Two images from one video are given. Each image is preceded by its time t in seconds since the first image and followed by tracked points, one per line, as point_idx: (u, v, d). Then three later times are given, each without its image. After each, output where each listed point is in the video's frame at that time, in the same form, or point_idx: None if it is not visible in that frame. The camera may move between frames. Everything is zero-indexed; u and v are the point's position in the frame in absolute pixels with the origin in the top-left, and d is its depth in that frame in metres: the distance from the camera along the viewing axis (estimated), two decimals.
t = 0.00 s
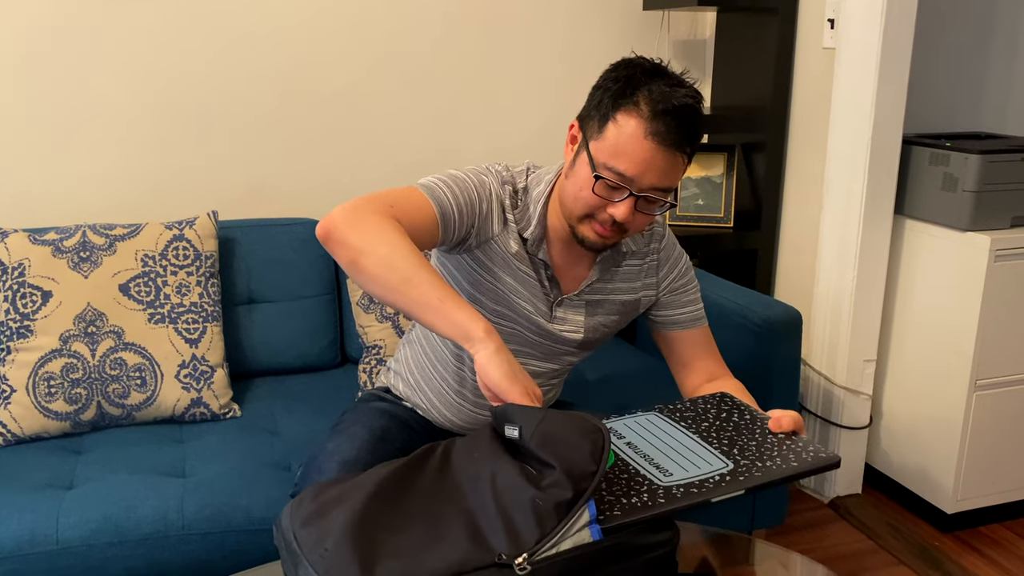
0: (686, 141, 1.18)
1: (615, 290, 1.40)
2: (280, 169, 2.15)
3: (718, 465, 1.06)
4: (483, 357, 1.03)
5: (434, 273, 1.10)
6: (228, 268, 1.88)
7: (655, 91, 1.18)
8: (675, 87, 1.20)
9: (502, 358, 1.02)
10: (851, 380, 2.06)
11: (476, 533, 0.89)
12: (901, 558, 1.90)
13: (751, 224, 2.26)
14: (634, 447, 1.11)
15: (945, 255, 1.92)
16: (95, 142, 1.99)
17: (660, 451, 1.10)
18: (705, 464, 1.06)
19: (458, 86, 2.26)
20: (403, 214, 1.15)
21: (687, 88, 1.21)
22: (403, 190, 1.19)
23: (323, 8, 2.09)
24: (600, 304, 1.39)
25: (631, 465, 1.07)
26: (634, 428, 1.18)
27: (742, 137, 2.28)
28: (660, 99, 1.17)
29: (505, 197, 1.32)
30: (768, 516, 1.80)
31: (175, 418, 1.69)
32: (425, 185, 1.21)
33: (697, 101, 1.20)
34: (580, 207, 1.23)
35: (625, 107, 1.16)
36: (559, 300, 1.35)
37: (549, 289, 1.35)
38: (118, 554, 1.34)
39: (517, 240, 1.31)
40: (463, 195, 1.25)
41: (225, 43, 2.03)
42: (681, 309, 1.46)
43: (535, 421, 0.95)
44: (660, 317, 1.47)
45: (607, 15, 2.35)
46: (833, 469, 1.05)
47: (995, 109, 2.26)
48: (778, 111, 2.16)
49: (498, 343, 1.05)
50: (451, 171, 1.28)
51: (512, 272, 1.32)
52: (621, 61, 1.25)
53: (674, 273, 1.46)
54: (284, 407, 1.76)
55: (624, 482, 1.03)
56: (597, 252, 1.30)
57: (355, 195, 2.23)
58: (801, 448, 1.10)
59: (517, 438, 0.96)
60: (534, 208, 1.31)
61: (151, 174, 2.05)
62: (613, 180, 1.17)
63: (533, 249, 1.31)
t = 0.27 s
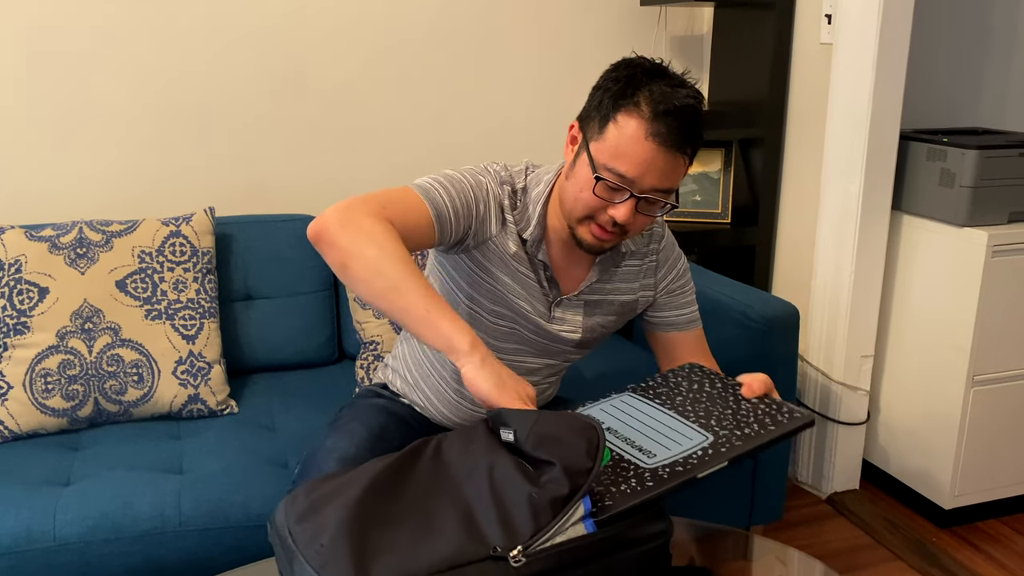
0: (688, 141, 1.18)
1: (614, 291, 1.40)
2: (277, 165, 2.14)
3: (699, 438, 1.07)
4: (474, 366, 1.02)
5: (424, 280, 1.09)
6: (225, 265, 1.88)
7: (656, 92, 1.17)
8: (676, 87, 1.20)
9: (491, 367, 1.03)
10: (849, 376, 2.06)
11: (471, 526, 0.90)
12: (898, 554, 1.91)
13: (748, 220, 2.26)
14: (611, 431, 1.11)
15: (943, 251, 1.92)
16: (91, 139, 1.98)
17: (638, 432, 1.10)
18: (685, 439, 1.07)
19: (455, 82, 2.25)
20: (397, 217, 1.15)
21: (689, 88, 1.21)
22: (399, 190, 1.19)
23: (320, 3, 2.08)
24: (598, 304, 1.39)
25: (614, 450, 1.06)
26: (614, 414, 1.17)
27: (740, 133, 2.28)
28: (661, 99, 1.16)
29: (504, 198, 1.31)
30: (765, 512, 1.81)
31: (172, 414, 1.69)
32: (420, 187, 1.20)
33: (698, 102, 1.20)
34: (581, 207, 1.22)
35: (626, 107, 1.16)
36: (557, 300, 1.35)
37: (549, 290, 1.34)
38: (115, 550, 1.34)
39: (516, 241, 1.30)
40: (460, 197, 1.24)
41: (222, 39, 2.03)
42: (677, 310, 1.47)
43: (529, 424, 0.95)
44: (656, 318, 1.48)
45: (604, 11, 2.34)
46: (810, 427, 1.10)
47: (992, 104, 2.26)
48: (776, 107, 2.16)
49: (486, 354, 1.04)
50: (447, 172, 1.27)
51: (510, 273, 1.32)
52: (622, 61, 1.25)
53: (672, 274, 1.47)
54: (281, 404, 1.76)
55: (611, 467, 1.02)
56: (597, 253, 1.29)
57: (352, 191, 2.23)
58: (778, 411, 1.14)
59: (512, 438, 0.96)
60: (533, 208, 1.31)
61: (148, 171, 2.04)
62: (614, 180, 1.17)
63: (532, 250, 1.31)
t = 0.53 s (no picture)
0: (683, 127, 1.17)
1: (609, 284, 1.40)
2: (274, 161, 2.14)
3: (697, 459, 1.00)
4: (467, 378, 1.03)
5: (411, 298, 1.09)
6: (222, 261, 1.88)
7: (648, 78, 1.17)
8: (667, 73, 1.20)
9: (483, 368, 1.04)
10: (847, 372, 2.06)
11: (463, 522, 0.89)
12: (895, 549, 1.91)
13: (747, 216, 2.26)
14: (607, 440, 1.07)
15: (941, 247, 1.92)
16: (88, 135, 1.98)
17: (634, 444, 1.06)
18: (683, 458, 1.01)
19: (453, 78, 2.25)
20: (383, 231, 1.14)
21: (680, 74, 1.21)
22: (383, 203, 1.18)
23: None
24: (595, 298, 1.39)
25: (607, 458, 1.02)
26: (610, 422, 1.13)
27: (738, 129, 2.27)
28: (654, 85, 1.16)
29: (496, 196, 1.31)
30: (763, 508, 1.81)
31: (170, 411, 1.69)
32: (409, 200, 1.19)
33: (691, 87, 1.20)
34: (579, 199, 1.22)
35: (619, 94, 1.16)
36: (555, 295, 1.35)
37: (546, 286, 1.34)
38: (113, 546, 1.34)
39: (511, 238, 1.31)
40: (451, 200, 1.23)
41: (219, 34, 2.02)
42: (673, 301, 1.46)
43: (527, 417, 0.96)
44: (649, 309, 1.46)
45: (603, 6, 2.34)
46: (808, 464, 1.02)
47: (991, 100, 2.26)
48: (774, 103, 2.16)
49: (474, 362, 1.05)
50: (436, 178, 1.27)
51: (505, 270, 1.31)
52: (612, 51, 1.25)
53: (667, 265, 1.46)
54: (279, 400, 1.76)
55: (601, 478, 0.98)
56: (597, 245, 1.29)
57: (350, 187, 2.23)
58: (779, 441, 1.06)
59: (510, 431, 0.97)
60: (527, 204, 1.31)
61: (145, 167, 2.04)
62: (611, 168, 1.17)
63: (529, 246, 1.31)
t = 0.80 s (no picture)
0: (673, 116, 1.17)
1: (604, 282, 1.39)
2: (272, 158, 2.14)
3: (696, 461, 1.00)
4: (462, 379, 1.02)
5: (405, 301, 1.09)
6: (221, 258, 1.88)
7: (637, 69, 1.17)
8: (655, 64, 1.20)
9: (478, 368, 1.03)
10: (846, 369, 2.06)
11: (450, 520, 0.89)
12: (894, 545, 1.91)
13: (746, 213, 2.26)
14: (610, 442, 1.08)
15: (939, 244, 1.92)
16: (85, 132, 1.97)
17: (634, 446, 1.06)
18: (681, 460, 1.01)
19: (452, 74, 2.25)
20: (376, 232, 1.14)
21: (669, 65, 1.21)
22: (377, 203, 1.18)
23: None
24: (589, 296, 1.38)
25: (605, 459, 1.03)
26: (616, 425, 1.13)
27: (737, 126, 2.27)
28: (642, 75, 1.16)
29: (488, 193, 1.31)
30: (762, 504, 1.82)
31: (168, 408, 1.69)
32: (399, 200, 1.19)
33: (679, 77, 1.20)
34: (573, 193, 1.22)
35: (609, 87, 1.16)
36: (547, 292, 1.35)
37: (539, 282, 1.34)
38: (111, 543, 1.34)
39: (504, 235, 1.30)
40: (442, 198, 1.24)
41: (217, 31, 2.02)
42: (671, 297, 1.43)
43: (520, 419, 0.96)
44: (646, 306, 1.44)
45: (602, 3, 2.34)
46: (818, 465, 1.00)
47: (990, 96, 2.26)
48: (773, 100, 2.15)
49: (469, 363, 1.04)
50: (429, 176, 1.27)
51: (498, 267, 1.31)
52: (600, 45, 1.26)
53: (665, 263, 1.45)
54: (277, 397, 1.76)
55: (596, 476, 0.99)
56: (591, 241, 1.28)
57: (349, 184, 2.22)
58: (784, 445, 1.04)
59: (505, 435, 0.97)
60: (520, 201, 1.31)
61: (144, 164, 2.03)
62: (604, 160, 1.16)
63: (520, 243, 1.31)
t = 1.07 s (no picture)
0: (665, 115, 1.17)
1: (600, 280, 1.39)
2: (272, 156, 2.14)
3: (695, 469, 0.99)
4: (465, 386, 1.00)
5: (409, 309, 1.08)
6: (220, 256, 1.88)
7: (629, 67, 1.17)
8: (647, 62, 1.20)
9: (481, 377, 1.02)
10: (845, 366, 2.06)
11: (451, 518, 0.89)
12: (892, 542, 1.91)
13: (745, 210, 2.26)
14: (613, 444, 1.07)
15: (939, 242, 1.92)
16: (84, 129, 1.97)
17: (635, 448, 1.06)
18: (680, 468, 1.00)
19: (451, 72, 2.24)
20: (380, 236, 1.13)
21: (661, 63, 1.21)
22: (377, 208, 1.17)
23: None
24: (586, 295, 1.38)
25: (603, 462, 1.03)
26: (619, 426, 1.12)
27: (737, 124, 2.27)
28: (634, 74, 1.16)
29: (483, 192, 1.31)
30: (762, 503, 1.82)
31: (168, 406, 1.69)
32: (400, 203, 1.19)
33: (671, 75, 1.20)
34: (566, 193, 1.22)
35: (600, 86, 1.16)
36: (545, 292, 1.35)
37: (536, 283, 1.34)
38: (110, 541, 1.34)
39: (500, 235, 1.30)
40: (441, 198, 1.23)
41: (216, 29, 2.01)
42: (669, 292, 1.43)
43: (522, 424, 0.95)
44: (644, 301, 1.44)
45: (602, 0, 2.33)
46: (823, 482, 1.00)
47: (990, 93, 2.26)
48: (772, 98, 2.15)
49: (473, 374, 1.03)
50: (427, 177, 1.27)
51: (495, 267, 1.31)
52: (592, 43, 1.25)
53: (661, 259, 1.45)
54: (277, 395, 1.76)
55: (592, 480, 0.99)
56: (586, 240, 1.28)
57: (348, 182, 2.22)
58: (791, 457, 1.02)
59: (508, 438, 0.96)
60: (515, 201, 1.31)
61: (143, 161, 2.03)
62: (596, 160, 1.16)
63: (516, 244, 1.31)
